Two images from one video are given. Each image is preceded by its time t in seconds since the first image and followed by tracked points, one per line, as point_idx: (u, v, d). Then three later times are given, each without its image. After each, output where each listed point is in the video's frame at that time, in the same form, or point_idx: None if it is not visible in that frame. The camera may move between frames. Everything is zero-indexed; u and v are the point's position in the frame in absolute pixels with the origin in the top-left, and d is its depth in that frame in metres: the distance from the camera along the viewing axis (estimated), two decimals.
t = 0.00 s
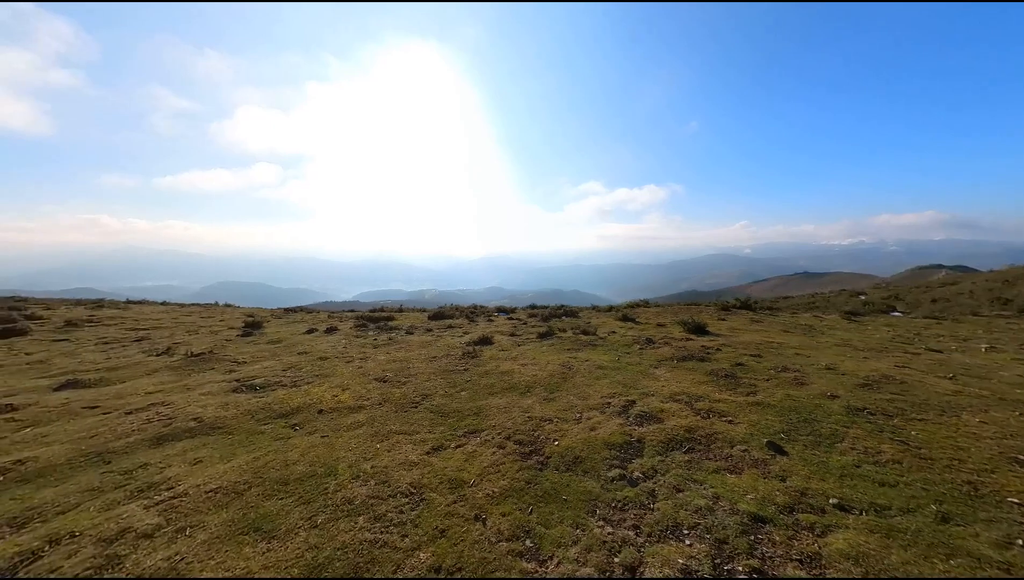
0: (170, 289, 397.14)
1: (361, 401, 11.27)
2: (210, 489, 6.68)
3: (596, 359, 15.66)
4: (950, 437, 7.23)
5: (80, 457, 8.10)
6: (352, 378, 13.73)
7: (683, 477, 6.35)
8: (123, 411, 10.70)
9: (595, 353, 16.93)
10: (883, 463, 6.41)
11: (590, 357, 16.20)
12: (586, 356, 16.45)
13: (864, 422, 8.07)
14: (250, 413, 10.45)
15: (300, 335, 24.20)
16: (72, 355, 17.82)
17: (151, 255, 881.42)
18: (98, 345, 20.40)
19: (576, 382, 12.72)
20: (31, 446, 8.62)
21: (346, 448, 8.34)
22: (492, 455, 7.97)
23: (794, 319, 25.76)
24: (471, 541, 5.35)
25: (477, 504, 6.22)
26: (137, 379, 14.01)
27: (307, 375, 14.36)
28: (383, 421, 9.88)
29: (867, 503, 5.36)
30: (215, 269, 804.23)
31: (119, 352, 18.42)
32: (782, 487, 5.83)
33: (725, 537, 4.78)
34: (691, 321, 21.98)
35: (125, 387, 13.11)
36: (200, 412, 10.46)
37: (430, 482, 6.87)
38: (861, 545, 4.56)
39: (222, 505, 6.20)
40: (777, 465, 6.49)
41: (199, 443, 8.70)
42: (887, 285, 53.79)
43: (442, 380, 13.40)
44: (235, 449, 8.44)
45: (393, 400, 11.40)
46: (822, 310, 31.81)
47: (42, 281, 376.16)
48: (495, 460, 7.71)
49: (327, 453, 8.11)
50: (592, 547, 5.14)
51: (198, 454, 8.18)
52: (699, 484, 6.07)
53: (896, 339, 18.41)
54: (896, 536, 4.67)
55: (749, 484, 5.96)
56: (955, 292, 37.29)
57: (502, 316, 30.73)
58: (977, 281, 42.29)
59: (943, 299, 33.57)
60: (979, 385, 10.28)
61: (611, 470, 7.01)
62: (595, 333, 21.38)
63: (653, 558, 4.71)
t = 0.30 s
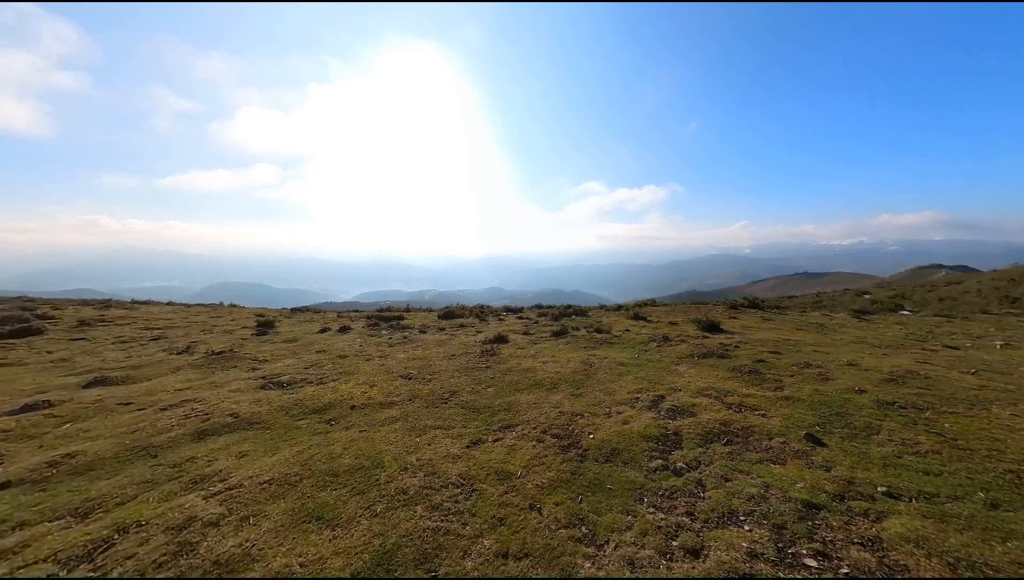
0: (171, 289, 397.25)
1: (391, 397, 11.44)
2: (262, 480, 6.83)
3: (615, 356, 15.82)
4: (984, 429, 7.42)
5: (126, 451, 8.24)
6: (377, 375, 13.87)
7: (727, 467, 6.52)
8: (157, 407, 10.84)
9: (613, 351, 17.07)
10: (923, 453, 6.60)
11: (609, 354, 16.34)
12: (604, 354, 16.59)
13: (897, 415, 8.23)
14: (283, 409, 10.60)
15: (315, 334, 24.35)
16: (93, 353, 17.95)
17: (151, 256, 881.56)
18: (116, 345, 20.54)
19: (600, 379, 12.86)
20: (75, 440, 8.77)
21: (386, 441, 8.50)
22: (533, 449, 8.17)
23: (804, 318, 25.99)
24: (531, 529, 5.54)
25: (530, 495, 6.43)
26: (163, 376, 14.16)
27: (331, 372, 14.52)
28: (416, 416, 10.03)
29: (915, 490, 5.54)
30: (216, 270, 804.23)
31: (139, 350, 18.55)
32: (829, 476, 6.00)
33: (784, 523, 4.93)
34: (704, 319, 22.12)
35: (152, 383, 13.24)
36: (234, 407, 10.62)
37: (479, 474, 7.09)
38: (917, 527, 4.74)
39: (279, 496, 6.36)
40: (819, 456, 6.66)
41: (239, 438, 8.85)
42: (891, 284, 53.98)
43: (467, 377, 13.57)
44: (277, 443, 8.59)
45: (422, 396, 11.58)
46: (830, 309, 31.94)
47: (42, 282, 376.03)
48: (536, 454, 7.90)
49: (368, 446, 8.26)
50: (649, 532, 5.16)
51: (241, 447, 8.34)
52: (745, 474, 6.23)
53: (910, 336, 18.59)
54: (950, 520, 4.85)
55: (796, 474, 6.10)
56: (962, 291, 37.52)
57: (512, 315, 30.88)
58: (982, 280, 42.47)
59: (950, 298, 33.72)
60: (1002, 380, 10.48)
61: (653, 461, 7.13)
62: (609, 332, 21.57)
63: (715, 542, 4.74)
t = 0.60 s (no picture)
0: (172, 290, 397.65)
1: (421, 394, 11.52)
2: (313, 474, 6.94)
3: (636, 354, 15.92)
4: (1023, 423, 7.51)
5: (170, 447, 8.35)
6: (401, 372, 13.94)
7: (774, 460, 6.64)
8: (190, 404, 10.94)
9: (632, 348, 17.15)
10: (967, 445, 6.71)
11: (629, 352, 16.43)
12: (624, 351, 16.67)
13: (932, 410, 8.34)
14: (316, 406, 10.70)
15: (329, 333, 24.42)
16: (114, 352, 18.05)
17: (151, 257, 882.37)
18: (134, 344, 20.63)
19: (626, 376, 12.94)
20: (117, 436, 8.87)
21: (426, 436, 8.58)
22: (573, 444, 8.26)
23: (817, 316, 26.05)
24: (589, 520, 5.65)
25: (580, 487, 6.55)
26: (188, 374, 14.25)
27: (355, 370, 14.60)
28: (450, 412, 10.09)
29: (966, 480, 5.65)
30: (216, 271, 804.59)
31: (159, 349, 18.64)
32: (878, 468, 6.12)
33: (845, 513, 5.05)
34: (718, 317, 22.17)
35: (179, 381, 13.34)
36: (267, 404, 10.72)
37: (526, 468, 7.28)
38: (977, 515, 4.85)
39: (334, 489, 6.46)
40: (863, 449, 6.78)
41: (279, 433, 8.96)
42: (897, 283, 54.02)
43: (491, 374, 13.65)
44: (317, 438, 8.69)
45: (452, 393, 11.66)
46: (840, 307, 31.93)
47: (44, 283, 376.75)
48: (577, 449, 7.99)
49: (409, 441, 8.34)
50: (709, 522, 5.18)
51: (283, 443, 8.44)
52: (794, 467, 6.37)
53: (927, 334, 18.68)
54: (1007, 509, 4.96)
55: (846, 467, 6.21)
56: (970, 290, 37.56)
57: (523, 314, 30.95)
58: (989, 279, 42.50)
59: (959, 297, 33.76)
60: None
61: (696, 453, 7.21)
62: (624, 330, 21.65)
63: (781, 531, 4.82)
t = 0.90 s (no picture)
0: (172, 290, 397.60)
1: (449, 392, 11.59)
2: (359, 469, 7.03)
3: (655, 352, 15.97)
4: None
5: (210, 444, 8.43)
6: (424, 370, 14.04)
7: (817, 456, 6.78)
8: (221, 401, 11.02)
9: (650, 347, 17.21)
10: (1006, 442, 6.84)
11: (647, 350, 16.49)
12: (642, 350, 16.72)
13: (965, 407, 8.45)
14: (346, 403, 10.77)
15: (342, 332, 24.46)
16: (132, 351, 18.09)
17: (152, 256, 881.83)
18: (150, 342, 20.69)
19: (649, 373, 13.00)
20: (155, 433, 8.96)
21: (462, 433, 8.67)
22: (609, 440, 8.33)
23: (828, 316, 26.12)
24: (637, 512, 5.67)
25: (623, 481, 6.60)
26: (211, 372, 14.31)
27: (377, 368, 14.65)
28: (481, 410, 10.19)
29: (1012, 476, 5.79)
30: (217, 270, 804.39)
31: (176, 348, 18.69)
32: (922, 463, 6.27)
33: (900, 506, 5.18)
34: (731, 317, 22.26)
35: (204, 379, 13.42)
36: (297, 401, 10.80)
37: (567, 463, 7.41)
38: None
39: (383, 483, 6.53)
40: (903, 445, 6.92)
41: (315, 430, 9.05)
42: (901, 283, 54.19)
43: (514, 372, 13.72)
44: (353, 434, 8.76)
45: (478, 391, 11.73)
46: (849, 307, 32.07)
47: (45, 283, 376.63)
48: (613, 444, 8.07)
49: (447, 437, 8.42)
50: (765, 516, 5.28)
51: (321, 439, 8.52)
52: (837, 462, 6.51)
53: (941, 333, 18.77)
54: None
55: (890, 461, 6.34)
56: (977, 290, 37.67)
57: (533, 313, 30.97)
58: (995, 279, 42.66)
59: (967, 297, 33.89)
60: None
61: (737, 449, 7.31)
62: (638, 329, 21.70)
63: (840, 524, 4.93)
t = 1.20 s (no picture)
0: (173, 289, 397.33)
1: (477, 390, 11.75)
2: (407, 463, 7.20)
3: (673, 351, 16.11)
4: None
5: (253, 439, 8.59)
6: (447, 369, 14.20)
7: (856, 451, 6.99)
8: (253, 399, 11.16)
9: (667, 346, 17.37)
10: None
11: (665, 349, 16.65)
12: (660, 349, 16.88)
13: (992, 404, 8.67)
14: (378, 401, 10.92)
15: (356, 331, 24.60)
16: (151, 350, 18.16)
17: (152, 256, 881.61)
18: (167, 341, 20.77)
19: (671, 371, 13.18)
20: (196, 430, 9.11)
21: (500, 429, 8.84)
22: (644, 435, 8.50)
23: (838, 316, 26.35)
24: (688, 503, 5.83)
25: (667, 474, 6.74)
26: (236, 370, 14.47)
27: (400, 367, 14.80)
28: (512, 407, 10.35)
29: None
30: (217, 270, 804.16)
31: (195, 347, 18.78)
32: (960, 458, 6.48)
33: (948, 498, 5.38)
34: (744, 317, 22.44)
35: (231, 377, 13.58)
36: (330, 399, 10.96)
37: (607, 457, 7.56)
38: None
39: (434, 476, 6.71)
40: (938, 440, 7.13)
41: (353, 426, 9.22)
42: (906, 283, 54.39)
43: (537, 371, 13.87)
44: (392, 431, 8.93)
45: (506, 389, 11.88)
46: (856, 307, 32.40)
47: (46, 282, 376.50)
48: (649, 439, 8.23)
49: (486, 433, 8.60)
50: (817, 509, 5.48)
51: (362, 435, 8.69)
52: (877, 457, 6.73)
53: (954, 333, 19.00)
54: None
55: (929, 456, 6.55)
56: (982, 290, 38.00)
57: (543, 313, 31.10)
58: (1000, 279, 42.87)
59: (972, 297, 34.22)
60: None
61: (774, 445, 7.51)
62: (652, 329, 21.86)
63: (892, 515, 5.13)
